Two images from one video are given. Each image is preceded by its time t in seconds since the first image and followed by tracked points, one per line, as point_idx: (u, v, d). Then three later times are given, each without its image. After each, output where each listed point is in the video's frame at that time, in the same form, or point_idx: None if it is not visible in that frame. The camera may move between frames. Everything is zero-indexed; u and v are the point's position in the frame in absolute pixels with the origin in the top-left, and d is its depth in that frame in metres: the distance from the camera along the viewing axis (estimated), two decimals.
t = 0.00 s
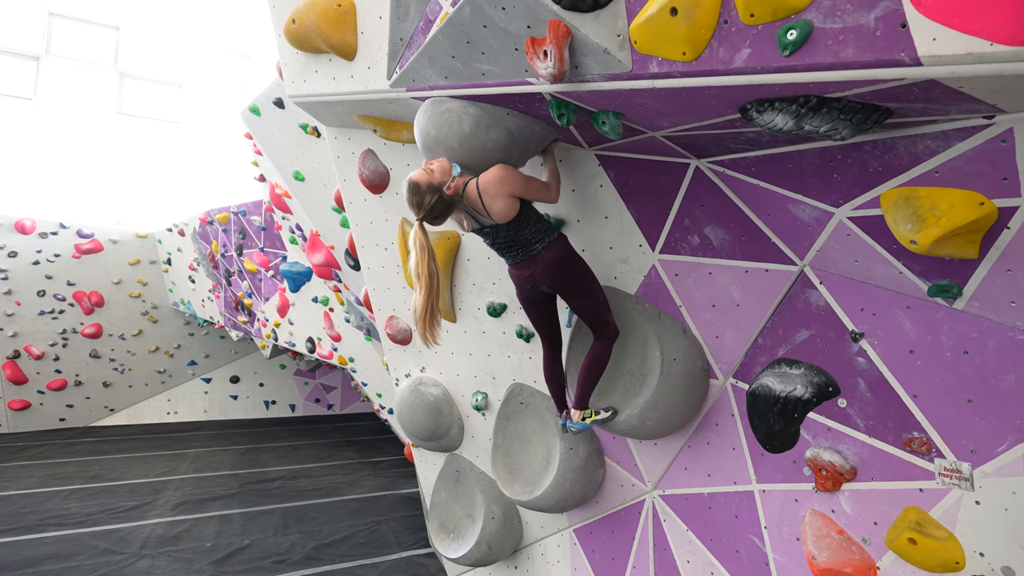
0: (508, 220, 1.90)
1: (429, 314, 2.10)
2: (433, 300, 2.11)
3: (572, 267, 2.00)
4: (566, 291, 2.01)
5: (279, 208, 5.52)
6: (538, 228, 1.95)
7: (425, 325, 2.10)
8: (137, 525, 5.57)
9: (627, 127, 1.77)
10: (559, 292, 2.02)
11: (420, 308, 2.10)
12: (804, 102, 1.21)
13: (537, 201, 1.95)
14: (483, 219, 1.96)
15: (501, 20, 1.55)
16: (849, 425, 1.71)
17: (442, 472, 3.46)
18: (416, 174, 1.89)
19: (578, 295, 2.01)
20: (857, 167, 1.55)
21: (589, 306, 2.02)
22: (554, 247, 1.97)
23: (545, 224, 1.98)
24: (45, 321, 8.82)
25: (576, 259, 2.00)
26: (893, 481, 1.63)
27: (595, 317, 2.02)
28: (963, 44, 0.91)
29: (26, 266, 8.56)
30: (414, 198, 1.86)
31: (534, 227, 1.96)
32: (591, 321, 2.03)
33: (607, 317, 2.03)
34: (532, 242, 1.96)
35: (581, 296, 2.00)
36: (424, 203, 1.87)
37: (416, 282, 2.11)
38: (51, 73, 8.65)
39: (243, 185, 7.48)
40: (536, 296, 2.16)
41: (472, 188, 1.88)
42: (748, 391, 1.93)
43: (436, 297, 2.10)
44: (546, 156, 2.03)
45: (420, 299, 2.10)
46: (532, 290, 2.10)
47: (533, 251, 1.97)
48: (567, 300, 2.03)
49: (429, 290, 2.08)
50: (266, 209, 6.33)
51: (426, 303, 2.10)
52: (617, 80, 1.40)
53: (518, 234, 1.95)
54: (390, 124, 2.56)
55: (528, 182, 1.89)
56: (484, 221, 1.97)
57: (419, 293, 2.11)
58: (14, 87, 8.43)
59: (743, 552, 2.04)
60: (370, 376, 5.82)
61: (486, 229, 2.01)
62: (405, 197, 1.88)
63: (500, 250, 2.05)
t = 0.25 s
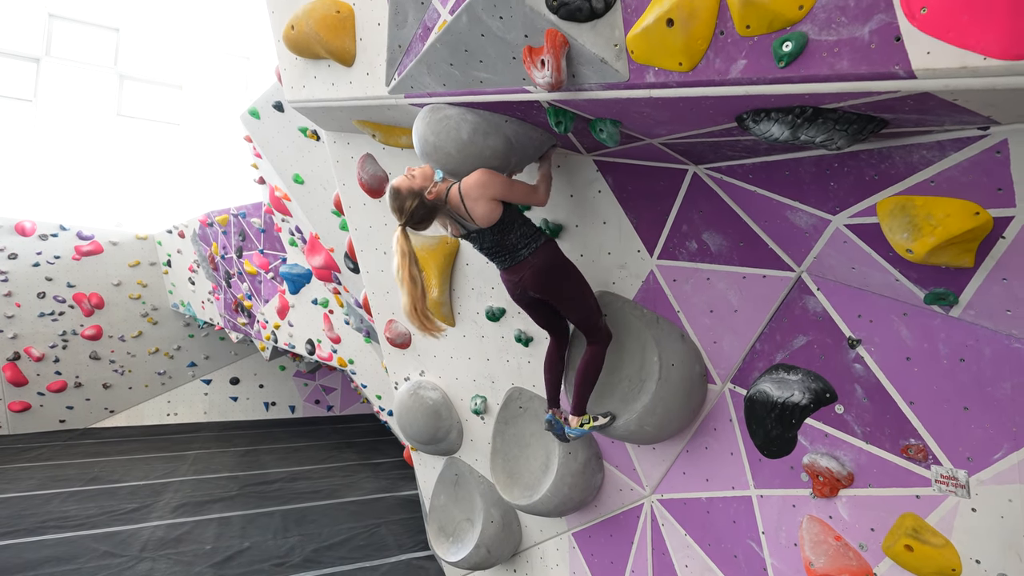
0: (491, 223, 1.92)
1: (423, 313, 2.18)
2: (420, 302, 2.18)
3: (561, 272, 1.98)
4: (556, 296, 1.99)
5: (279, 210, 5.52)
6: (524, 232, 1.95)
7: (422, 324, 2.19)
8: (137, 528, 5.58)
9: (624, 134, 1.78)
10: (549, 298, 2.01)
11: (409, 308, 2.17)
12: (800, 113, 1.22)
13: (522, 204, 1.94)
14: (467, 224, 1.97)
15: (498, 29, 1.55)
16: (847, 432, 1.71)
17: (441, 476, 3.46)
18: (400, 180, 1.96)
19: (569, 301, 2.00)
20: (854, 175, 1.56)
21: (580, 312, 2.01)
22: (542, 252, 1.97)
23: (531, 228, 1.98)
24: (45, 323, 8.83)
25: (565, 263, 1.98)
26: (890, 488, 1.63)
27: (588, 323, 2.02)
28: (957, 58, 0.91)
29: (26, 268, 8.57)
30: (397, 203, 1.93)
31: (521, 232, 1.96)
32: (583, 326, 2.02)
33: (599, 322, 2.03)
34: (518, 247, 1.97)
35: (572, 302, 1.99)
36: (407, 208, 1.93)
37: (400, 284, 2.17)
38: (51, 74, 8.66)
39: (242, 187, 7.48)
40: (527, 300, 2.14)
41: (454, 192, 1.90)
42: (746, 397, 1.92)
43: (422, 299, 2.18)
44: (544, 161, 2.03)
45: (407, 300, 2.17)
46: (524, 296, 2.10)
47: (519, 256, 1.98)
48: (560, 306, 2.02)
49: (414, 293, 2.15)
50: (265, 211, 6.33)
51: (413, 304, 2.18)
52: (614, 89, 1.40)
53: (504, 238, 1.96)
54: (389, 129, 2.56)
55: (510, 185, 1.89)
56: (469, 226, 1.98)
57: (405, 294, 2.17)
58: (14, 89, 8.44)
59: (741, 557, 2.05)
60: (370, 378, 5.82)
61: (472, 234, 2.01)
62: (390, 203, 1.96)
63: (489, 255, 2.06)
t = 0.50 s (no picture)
0: (477, 222, 1.92)
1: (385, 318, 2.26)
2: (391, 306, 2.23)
3: (548, 275, 2.00)
4: (543, 298, 2.01)
5: (279, 212, 5.53)
6: (512, 232, 1.96)
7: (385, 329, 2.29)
8: (137, 529, 5.59)
9: (622, 141, 1.79)
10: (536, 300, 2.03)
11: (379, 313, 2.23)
12: (794, 123, 1.24)
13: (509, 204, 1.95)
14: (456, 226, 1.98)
15: (497, 37, 1.57)
16: (843, 436, 1.73)
17: (441, 478, 3.47)
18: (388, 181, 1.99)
19: (558, 303, 2.02)
20: (849, 182, 1.57)
21: (569, 314, 2.02)
22: (530, 255, 1.98)
23: (521, 228, 1.99)
24: (45, 324, 8.83)
25: (553, 265, 2.00)
26: (886, 492, 1.64)
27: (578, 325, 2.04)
28: (947, 71, 0.93)
29: (26, 269, 8.57)
30: (381, 201, 1.96)
31: (510, 233, 1.97)
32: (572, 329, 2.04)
33: (588, 324, 2.04)
34: (508, 249, 1.98)
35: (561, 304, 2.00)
36: (392, 206, 1.96)
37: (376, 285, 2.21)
38: (51, 76, 8.67)
39: (242, 189, 7.49)
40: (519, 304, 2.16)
41: (441, 192, 1.93)
42: (743, 401, 1.93)
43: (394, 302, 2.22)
44: (541, 167, 2.06)
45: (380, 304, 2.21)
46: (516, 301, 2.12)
47: (508, 259, 2.00)
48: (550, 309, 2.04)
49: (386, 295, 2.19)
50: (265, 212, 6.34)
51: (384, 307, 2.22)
52: (611, 98, 1.42)
53: (493, 238, 1.97)
54: (388, 133, 2.58)
55: (497, 186, 1.91)
56: (458, 228, 1.99)
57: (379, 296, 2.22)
58: (14, 91, 8.45)
59: (739, 560, 2.06)
60: (369, 380, 5.84)
61: (461, 236, 2.03)
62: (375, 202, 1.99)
63: (480, 257, 2.07)
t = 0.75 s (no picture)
0: (471, 219, 1.89)
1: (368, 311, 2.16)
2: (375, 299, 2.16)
3: (541, 278, 2.01)
4: (536, 299, 2.03)
5: (279, 213, 5.54)
6: (507, 231, 1.95)
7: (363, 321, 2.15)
8: (138, 531, 5.59)
9: (621, 145, 1.80)
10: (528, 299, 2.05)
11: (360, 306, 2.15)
12: (792, 129, 1.25)
13: (504, 203, 1.94)
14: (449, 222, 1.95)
15: (497, 43, 1.57)
16: (841, 439, 1.73)
17: (441, 480, 3.48)
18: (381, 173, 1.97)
19: (551, 304, 2.04)
20: (847, 188, 1.58)
21: (560, 314, 2.07)
22: (523, 256, 1.97)
23: (515, 228, 1.97)
24: (45, 326, 8.84)
25: (546, 267, 2.00)
26: (884, 495, 1.65)
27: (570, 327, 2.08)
28: (942, 80, 0.93)
29: (27, 270, 8.58)
30: (372, 191, 1.92)
31: (504, 233, 1.96)
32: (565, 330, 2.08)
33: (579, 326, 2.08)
34: (501, 249, 1.97)
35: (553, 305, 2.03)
36: (383, 197, 1.92)
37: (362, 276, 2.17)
38: (51, 78, 8.69)
39: (242, 190, 7.50)
40: (514, 302, 2.18)
41: (436, 188, 1.90)
42: (742, 403, 1.94)
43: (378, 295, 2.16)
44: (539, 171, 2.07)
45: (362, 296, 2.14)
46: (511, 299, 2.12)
47: (501, 259, 1.99)
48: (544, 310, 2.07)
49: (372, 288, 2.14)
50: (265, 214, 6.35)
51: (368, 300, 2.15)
52: (610, 104, 1.43)
53: (487, 237, 1.95)
54: (388, 137, 2.59)
55: (494, 185, 1.90)
56: (451, 225, 1.97)
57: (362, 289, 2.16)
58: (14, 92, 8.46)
59: (738, 562, 2.07)
60: (369, 381, 5.85)
61: (453, 233, 2.00)
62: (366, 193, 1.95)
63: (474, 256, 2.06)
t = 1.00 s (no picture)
0: (468, 220, 1.90)
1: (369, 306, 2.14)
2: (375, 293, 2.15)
3: (533, 285, 2.00)
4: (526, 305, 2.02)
5: (279, 215, 5.54)
6: (501, 236, 1.96)
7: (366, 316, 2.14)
8: (138, 532, 5.60)
9: (620, 149, 1.81)
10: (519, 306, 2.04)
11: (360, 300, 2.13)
12: (791, 135, 1.25)
13: (503, 204, 1.95)
14: (445, 222, 1.95)
15: (496, 49, 1.58)
16: (840, 442, 1.74)
17: (440, 482, 3.48)
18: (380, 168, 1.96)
19: (541, 311, 2.03)
20: (845, 193, 1.58)
21: (552, 322, 2.05)
22: (516, 262, 1.98)
23: (509, 235, 1.98)
24: (45, 327, 8.85)
25: (538, 274, 2.00)
26: (883, 498, 1.65)
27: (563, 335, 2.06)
28: (940, 88, 0.94)
29: (26, 271, 8.59)
30: (370, 187, 1.92)
31: (498, 239, 1.97)
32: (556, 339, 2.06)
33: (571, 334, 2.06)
34: (494, 255, 1.97)
35: (544, 313, 2.01)
36: (381, 194, 1.91)
37: (360, 271, 2.15)
38: (51, 79, 8.69)
39: (242, 191, 7.50)
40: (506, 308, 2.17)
41: (435, 186, 1.90)
42: (741, 406, 1.95)
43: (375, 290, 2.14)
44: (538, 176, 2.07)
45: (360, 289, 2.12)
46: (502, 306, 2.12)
47: (494, 264, 1.99)
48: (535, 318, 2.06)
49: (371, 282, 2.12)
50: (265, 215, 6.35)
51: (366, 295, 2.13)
52: (609, 109, 1.43)
53: (481, 241, 1.96)
54: (388, 140, 2.59)
55: (493, 186, 1.90)
56: (447, 225, 1.97)
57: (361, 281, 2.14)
58: (14, 93, 8.46)
59: (737, 565, 2.07)
60: (369, 382, 5.85)
61: (449, 233, 2.00)
62: (364, 188, 1.94)
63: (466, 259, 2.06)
